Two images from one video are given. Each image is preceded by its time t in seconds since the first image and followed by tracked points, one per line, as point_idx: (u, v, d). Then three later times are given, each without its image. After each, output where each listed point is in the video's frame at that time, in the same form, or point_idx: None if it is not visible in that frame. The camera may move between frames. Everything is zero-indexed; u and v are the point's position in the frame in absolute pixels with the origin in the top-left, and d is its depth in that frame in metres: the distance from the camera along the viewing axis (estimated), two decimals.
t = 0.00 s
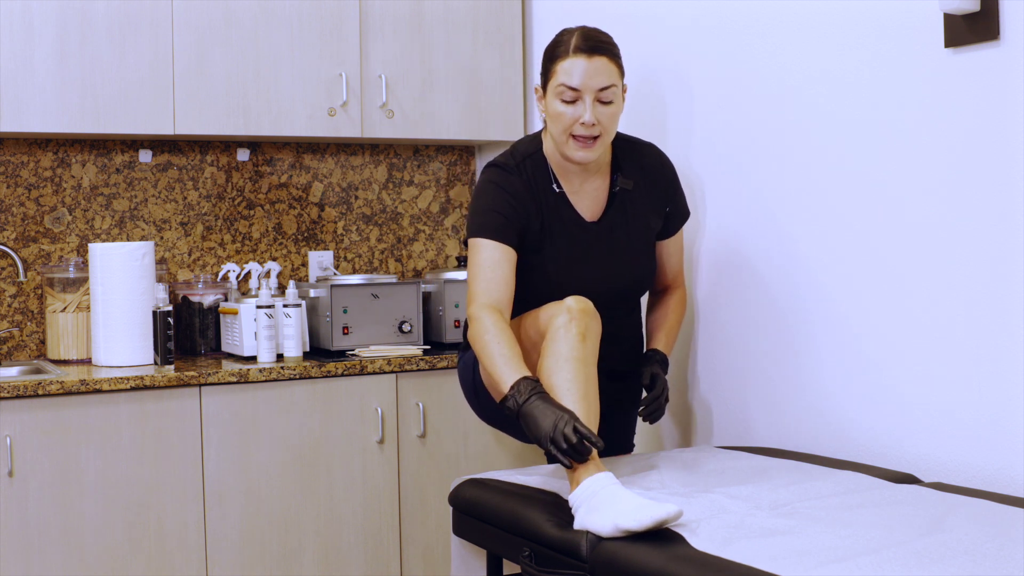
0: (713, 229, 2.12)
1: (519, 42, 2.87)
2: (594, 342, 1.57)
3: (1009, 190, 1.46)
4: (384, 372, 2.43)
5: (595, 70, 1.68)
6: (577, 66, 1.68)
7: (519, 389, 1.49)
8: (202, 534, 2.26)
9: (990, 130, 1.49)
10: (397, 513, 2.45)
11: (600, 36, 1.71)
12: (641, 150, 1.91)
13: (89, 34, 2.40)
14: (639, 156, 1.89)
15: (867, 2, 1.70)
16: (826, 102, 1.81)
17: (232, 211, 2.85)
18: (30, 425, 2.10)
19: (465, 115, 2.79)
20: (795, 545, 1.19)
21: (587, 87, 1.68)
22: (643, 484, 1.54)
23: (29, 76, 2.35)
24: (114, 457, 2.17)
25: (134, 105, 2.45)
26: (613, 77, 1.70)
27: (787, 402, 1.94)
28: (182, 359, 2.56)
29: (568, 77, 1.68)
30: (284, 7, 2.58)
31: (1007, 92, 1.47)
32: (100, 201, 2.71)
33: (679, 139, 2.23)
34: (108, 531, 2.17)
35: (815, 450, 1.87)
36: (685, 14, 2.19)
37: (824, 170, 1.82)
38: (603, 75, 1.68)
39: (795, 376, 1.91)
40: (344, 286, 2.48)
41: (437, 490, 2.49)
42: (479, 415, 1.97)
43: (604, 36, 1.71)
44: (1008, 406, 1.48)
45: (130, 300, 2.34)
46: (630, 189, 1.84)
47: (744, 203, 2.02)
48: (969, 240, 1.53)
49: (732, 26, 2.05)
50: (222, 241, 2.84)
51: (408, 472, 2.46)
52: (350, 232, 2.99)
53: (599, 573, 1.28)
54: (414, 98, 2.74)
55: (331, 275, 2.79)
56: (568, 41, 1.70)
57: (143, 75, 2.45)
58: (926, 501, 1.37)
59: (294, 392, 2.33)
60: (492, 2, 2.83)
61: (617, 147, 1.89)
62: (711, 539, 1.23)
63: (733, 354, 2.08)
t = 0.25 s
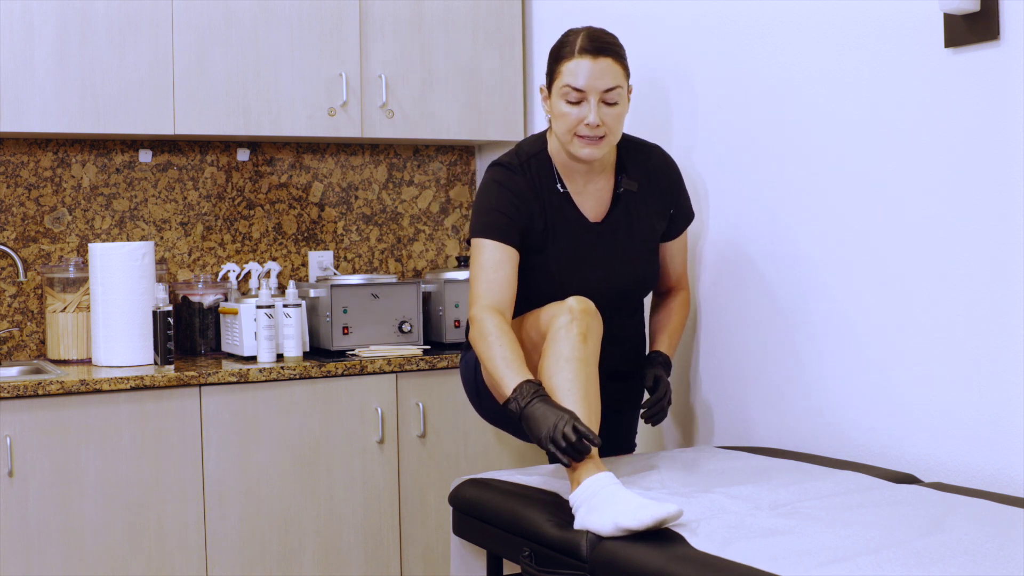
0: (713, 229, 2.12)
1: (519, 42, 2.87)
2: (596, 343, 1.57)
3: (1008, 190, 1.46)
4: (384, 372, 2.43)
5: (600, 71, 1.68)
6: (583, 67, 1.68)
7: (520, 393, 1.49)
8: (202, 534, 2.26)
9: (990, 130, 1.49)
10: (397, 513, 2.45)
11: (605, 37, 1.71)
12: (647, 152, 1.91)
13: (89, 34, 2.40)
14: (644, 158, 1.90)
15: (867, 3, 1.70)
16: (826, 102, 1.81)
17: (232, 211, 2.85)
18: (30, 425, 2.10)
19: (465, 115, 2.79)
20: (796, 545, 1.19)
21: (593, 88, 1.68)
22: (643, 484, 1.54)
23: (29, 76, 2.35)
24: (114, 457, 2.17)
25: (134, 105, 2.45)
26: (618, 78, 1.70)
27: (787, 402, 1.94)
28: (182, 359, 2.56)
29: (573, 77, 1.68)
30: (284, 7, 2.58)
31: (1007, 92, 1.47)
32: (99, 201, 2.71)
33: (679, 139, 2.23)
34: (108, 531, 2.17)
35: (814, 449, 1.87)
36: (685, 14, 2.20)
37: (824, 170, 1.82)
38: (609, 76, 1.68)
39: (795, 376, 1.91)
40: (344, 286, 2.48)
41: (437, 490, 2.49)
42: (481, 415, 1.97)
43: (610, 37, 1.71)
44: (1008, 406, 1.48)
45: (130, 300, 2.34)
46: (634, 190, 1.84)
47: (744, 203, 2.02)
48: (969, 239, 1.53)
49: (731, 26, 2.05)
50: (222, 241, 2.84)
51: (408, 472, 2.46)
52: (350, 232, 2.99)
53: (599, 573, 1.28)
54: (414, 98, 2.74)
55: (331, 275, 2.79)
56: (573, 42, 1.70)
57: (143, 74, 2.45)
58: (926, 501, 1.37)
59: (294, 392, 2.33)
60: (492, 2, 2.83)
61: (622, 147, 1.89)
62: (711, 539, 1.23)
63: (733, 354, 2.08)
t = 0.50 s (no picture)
0: (713, 229, 2.12)
1: (519, 42, 2.87)
2: (597, 343, 1.57)
3: (1009, 190, 1.46)
4: (384, 372, 2.43)
5: (604, 70, 1.68)
6: (586, 66, 1.68)
7: (521, 393, 1.49)
8: (202, 534, 2.26)
9: (990, 130, 1.49)
10: (397, 513, 2.45)
11: (608, 36, 1.71)
12: (649, 151, 1.91)
13: (88, 35, 2.40)
14: (646, 158, 1.89)
15: (867, 2, 1.70)
16: (826, 102, 1.81)
17: (232, 211, 2.85)
18: (30, 425, 2.10)
19: (465, 115, 2.79)
20: (796, 545, 1.19)
21: (596, 87, 1.68)
22: (643, 484, 1.54)
23: (29, 76, 2.35)
24: (114, 457, 2.17)
25: (134, 105, 2.45)
26: (621, 78, 1.70)
27: (787, 402, 1.93)
28: (182, 359, 2.56)
29: (576, 76, 1.68)
30: (284, 7, 2.58)
31: (1007, 92, 1.47)
32: (99, 201, 2.71)
33: (679, 139, 2.23)
34: (108, 531, 2.17)
35: (814, 449, 1.87)
36: (685, 14, 2.19)
37: (824, 170, 1.82)
38: (611, 75, 1.68)
39: (795, 376, 1.91)
40: (344, 286, 2.48)
41: (437, 490, 2.49)
42: (483, 415, 1.97)
43: (613, 36, 1.71)
44: (1008, 406, 1.48)
45: (130, 300, 2.34)
46: (636, 190, 1.84)
47: (745, 203, 2.02)
48: (968, 239, 1.53)
49: (731, 26, 2.05)
50: (222, 241, 2.84)
51: (408, 472, 2.46)
52: (350, 232, 2.99)
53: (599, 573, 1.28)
54: (414, 98, 2.74)
55: (331, 275, 2.79)
56: (576, 41, 1.70)
57: (143, 74, 2.45)
58: (926, 501, 1.37)
59: (294, 392, 2.33)
60: (491, 2, 2.83)
61: (624, 147, 1.89)
62: (711, 539, 1.23)
63: (733, 354, 2.08)
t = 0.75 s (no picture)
0: (713, 229, 2.12)
1: (519, 42, 2.87)
2: (597, 344, 1.57)
3: (1009, 190, 1.46)
4: (384, 372, 2.42)
5: (604, 70, 1.68)
6: (586, 65, 1.68)
7: (521, 396, 1.49)
8: (202, 534, 2.26)
9: (990, 130, 1.49)
10: (397, 513, 2.45)
11: (608, 36, 1.71)
12: (649, 152, 1.91)
13: (89, 35, 2.40)
14: (646, 158, 1.89)
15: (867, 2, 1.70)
16: (826, 102, 1.81)
17: (232, 211, 2.85)
18: (30, 425, 2.10)
19: (465, 115, 2.79)
20: (796, 545, 1.19)
21: (597, 86, 1.68)
22: (643, 484, 1.54)
23: (29, 76, 2.35)
24: (114, 457, 2.17)
25: (133, 105, 2.45)
26: (622, 77, 1.70)
27: (787, 402, 1.93)
28: (182, 359, 2.56)
29: (577, 76, 1.68)
30: (284, 7, 2.58)
31: (1007, 92, 1.47)
32: (99, 201, 2.71)
33: (679, 139, 2.23)
34: (108, 531, 2.17)
35: (814, 449, 1.87)
36: (685, 14, 2.19)
37: (824, 170, 1.82)
38: (612, 75, 1.68)
39: (795, 376, 1.91)
40: (344, 286, 2.48)
41: (437, 490, 2.49)
42: (483, 416, 1.97)
43: (614, 36, 1.71)
44: (1008, 406, 1.48)
45: (130, 300, 2.34)
46: (636, 190, 1.84)
47: (745, 203, 2.02)
48: (968, 239, 1.53)
49: (731, 26, 2.05)
50: (222, 241, 2.84)
51: (408, 472, 2.46)
52: (350, 232, 2.99)
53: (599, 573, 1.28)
54: (414, 98, 2.74)
55: (331, 275, 2.79)
56: (577, 40, 1.70)
57: (143, 74, 2.45)
58: (926, 501, 1.37)
59: (294, 392, 2.33)
60: (492, 2, 2.83)
61: (624, 147, 1.89)
62: (711, 539, 1.23)
63: (733, 354, 2.08)
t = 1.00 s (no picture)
0: (712, 229, 2.12)
1: (519, 42, 2.87)
2: (597, 344, 1.57)
3: (1009, 190, 1.46)
4: (384, 372, 2.43)
5: (604, 69, 1.68)
6: (585, 65, 1.68)
7: (525, 393, 1.49)
8: (202, 534, 2.26)
9: (990, 130, 1.49)
10: (397, 513, 2.45)
11: (608, 36, 1.71)
12: (649, 152, 1.91)
13: (89, 35, 2.40)
14: (646, 158, 1.90)
15: (867, 2, 1.70)
16: (826, 102, 1.81)
17: (232, 211, 2.85)
18: (30, 425, 2.10)
19: (465, 115, 2.79)
20: (796, 545, 1.19)
21: (596, 86, 1.68)
22: (643, 484, 1.54)
23: (29, 76, 2.35)
24: (114, 457, 2.17)
25: (133, 105, 2.45)
26: (621, 77, 1.70)
27: (787, 402, 1.93)
28: (182, 359, 2.56)
29: (577, 76, 1.68)
30: (284, 7, 2.58)
31: (1007, 92, 1.47)
32: (99, 201, 2.71)
33: (679, 138, 2.23)
34: (108, 531, 2.17)
35: (814, 449, 1.87)
36: (685, 14, 2.19)
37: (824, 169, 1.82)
38: (611, 75, 1.68)
39: (795, 376, 1.91)
40: (344, 286, 2.48)
41: (437, 491, 2.49)
42: (484, 417, 1.97)
43: (613, 36, 1.71)
44: (1008, 406, 1.48)
45: (130, 300, 2.34)
46: (636, 190, 1.84)
47: (745, 203, 2.02)
48: (968, 239, 1.53)
49: (731, 26, 2.05)
50: (222, 241, 2.84)
51: (408, 472, 2.46)
52: (350, 232, 2.99)
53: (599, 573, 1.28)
54: (414, 98, 2.74)
55: (331, 275, 2.79)
56: (576, 40, 1.70)
57: (143, 74, 2.45)
58: (926, 501, 1.37)
59: (294, 392, 2.33)
60: (492, 2, 2.83)
61: (623, 147, 1.89)
62: (711, 539, 1.23)
63: (733, 355, 2.08)
